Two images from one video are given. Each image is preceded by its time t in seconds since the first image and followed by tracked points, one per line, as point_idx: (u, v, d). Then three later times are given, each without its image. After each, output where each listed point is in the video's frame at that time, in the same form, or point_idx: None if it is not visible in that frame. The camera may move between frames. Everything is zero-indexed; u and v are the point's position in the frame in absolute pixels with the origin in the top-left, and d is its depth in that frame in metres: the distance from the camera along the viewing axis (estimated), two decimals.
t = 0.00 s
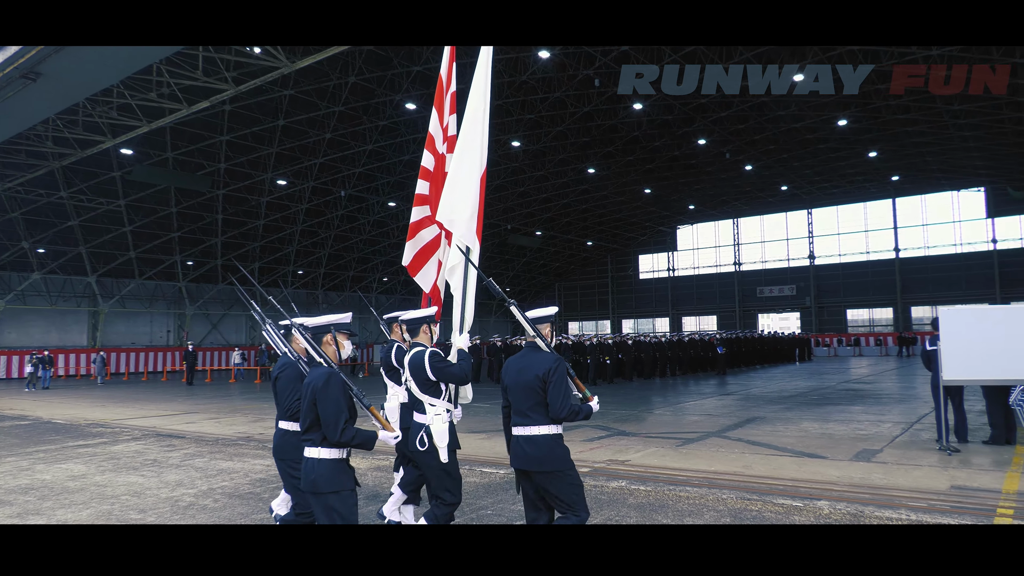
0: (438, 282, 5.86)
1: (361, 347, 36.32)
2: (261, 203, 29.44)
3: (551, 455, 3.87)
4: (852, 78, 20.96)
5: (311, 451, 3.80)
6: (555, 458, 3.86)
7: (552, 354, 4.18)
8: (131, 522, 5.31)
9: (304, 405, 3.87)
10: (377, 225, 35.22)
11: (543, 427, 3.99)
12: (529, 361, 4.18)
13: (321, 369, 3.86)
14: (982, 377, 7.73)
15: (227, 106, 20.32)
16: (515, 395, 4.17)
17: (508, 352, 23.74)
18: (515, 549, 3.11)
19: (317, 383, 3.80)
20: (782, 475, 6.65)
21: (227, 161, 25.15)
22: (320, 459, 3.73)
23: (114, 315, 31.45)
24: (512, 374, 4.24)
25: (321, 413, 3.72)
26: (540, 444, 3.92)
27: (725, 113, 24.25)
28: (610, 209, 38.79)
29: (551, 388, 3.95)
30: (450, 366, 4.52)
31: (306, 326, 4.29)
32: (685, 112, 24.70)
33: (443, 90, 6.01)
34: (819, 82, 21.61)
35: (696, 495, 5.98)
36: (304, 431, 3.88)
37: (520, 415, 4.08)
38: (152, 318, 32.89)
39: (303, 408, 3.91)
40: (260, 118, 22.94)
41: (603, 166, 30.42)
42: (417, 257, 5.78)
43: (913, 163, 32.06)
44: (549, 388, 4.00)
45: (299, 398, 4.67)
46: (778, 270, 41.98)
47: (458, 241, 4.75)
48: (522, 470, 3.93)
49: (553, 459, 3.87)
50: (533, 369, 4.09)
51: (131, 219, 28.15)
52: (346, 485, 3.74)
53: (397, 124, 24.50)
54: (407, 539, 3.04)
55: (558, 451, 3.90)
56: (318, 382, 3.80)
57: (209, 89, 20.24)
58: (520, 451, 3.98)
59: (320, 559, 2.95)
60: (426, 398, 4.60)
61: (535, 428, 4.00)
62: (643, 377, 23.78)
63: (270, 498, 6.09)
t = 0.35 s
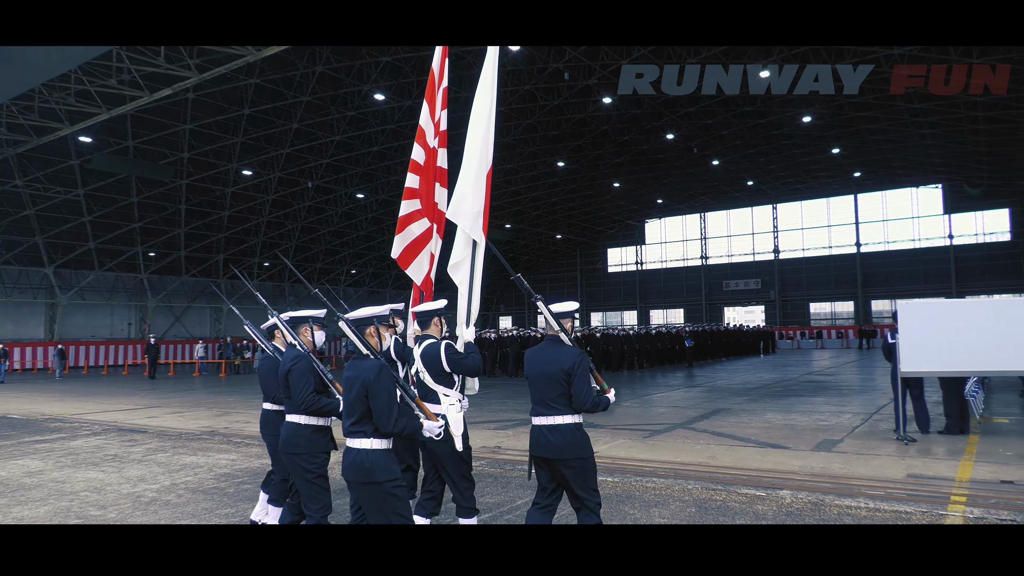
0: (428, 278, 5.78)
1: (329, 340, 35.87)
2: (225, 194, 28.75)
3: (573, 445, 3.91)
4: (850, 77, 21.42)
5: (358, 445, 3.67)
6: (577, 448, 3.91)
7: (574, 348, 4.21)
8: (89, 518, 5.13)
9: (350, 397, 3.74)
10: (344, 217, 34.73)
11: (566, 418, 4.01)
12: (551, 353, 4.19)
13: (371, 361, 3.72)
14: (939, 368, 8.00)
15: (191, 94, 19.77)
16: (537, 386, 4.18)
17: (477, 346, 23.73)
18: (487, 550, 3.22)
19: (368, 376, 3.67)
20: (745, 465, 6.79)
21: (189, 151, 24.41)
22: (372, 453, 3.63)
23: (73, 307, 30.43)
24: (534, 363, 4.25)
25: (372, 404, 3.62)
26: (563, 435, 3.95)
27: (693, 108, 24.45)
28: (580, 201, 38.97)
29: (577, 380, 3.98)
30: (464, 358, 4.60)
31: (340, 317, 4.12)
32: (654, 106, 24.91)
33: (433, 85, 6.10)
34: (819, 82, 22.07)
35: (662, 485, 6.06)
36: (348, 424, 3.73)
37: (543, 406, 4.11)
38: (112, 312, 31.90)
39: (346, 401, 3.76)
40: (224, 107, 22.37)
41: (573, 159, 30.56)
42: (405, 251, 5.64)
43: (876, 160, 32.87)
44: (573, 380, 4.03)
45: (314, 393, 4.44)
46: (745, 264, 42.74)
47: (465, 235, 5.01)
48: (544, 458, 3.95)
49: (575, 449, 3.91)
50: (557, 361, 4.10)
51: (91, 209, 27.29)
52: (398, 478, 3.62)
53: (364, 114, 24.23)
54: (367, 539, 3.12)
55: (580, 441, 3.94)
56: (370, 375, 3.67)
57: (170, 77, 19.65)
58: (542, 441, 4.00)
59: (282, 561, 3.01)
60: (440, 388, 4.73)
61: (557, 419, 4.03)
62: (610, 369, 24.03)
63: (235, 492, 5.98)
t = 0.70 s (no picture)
0: (422, 271, 5.76)
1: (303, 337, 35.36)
2: (183, 181, 28.06)
3: (596, 435, 4.16)
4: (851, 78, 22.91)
5: (402, 434, 3.92)
6: (599, 439, 4.17)
7: (595, 341, 4.43)
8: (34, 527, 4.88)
9: (397, 388, 3.94)
10: (311, 208, 34.21)
11: (588, 409, 4.25)
12: (572, 347, 4.40)
13: (420, 354, 3.96)
14: (922, 365, 8.05)
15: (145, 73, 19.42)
16: (555, 377, 4.36)
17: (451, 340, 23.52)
18: (490, 546, 3.37)
19: (419, 368, 3.91)
20: (726, 464, 6.73)
21: (146, 135, 23.88)
22: (417, 443, 3.89)
23: (17, 300, 29.60)
24: (552, 356, 4.42)
25: (423, 395, 3.87)
26: (582, 426, 4.19)
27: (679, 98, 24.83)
28: (558, 193, 38.89)
29: (602, 373, 4.24)
30: (478, 351, 4.69)
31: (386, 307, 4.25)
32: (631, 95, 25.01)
33: (432, 74, 6.12)
34: (819, 82, 23.58)
35: (642, 486, 5.97)
36: (394, 414, 3.96)
37: (564, 398, 4.29)
38: (61, 304, 31.16)
39: (391, 391, 3.97)
40: (184, 89, 22.04)
41: (550, 148, 30.64)
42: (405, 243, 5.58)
43: (859, 150, 33.27)
44: (596, 373, 4.29)
45: (335, 388, 4.38)
46: (726, 258, 43.02)
47: (472, 227, 4.97)
48: (565, 448, 4.19)
49: (596, 439, 4.16)
50: (580, 353, 4.33)
51: (38, 197, 26.41)
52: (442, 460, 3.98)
53: (332, 99, 23.99)
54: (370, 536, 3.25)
55: (601, 432, 4.20)
56: (420, 367, 3.91)
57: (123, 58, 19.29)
58: (564, 432, 4.20)
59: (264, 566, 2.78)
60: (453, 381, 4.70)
61: (579, 410, 4.25)
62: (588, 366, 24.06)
63: (193, 497, 5.77)
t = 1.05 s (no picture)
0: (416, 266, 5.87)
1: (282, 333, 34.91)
2: (138, 168, 27.69)
3: (609, 429, 4.29)
4: (850, 79, 24.38)
5: (443, 426, 3.90)
6: (612, 432, 4.30)
7: (605, 336, 4.53)
8: None
9: (435, 378, 3.93)
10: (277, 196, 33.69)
11: (600, 403, 4.36)
12: (583, 341, 4.49)
13: (459, 345, 3.97)
14: (922, 364, 7.95)
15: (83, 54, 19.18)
16: (567, 372, 4.49)
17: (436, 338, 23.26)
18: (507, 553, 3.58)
19: (459, 358, 3.91)
20: (716, 469, 6.59)
21: (97, 119, 23.69)
22: (458, 434, 3.87)
23: None
24: (564, 350, 4.55)
25: (463, 387, 3.87)
26: (595, 420, 4.30)
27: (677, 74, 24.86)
28: (544, 181, 38.71)
29: (613, 368, 4.34)
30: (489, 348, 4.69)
31: (426, 295, 4.21)
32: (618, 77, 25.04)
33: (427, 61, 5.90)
34: (820, 82, 25.05)
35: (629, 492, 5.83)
36: (430, 405, 3.95)
37: (576, 392, 4.44)
38: (6, 300, 30.56)
39: (429, 382, 3.96)
40: (138, 69, 21.61)
41: (532, 135, 30.57)
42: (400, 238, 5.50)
43: (857, 139, 33.38)
44: (608, 368, 4.39)
45: (352, 385, 4.48)
46: (718, 251, 42.97)
47: (475, 220, 4.77)
48: (578, 444, 4.31)
49: (609, 432, 4.29)
50: (590, 350, 4.43)
51: None
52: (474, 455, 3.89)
53: (298, 80, 23.60)
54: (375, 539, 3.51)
55: (614, 426, 4.32)
56: (460, 357, 3.92)
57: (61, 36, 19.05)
58: (576, 425, 4.33)
59: None
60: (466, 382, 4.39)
61: (592, 405, 4.36)
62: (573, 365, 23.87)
63: (151, 508, 5.60)
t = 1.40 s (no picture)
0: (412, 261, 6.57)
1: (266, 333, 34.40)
2: (102, 158, 27.33)
3: (632, 428, 4.50)
4: (852, 78, 25.30)
5: (485, 428, 4.00)
6: (635, 431, 4.52)
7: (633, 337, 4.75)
8: None
9: (480, 379, 4.03)
10: (250, 187, 33.34)
11: (625, 402, 4.59)
12: (610, 341, 4.72)
13: (503, 346, 4.09)
14: (928, 367, 7.84)
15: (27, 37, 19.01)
16: (593, 370, 4.72)
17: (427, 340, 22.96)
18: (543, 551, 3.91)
19: (503, 360, 4.04)
20: (713, 478, 6.45)
21: (57, 105, 23.42)
22: (500, 436, 3.98)
23: None
24: (591, 349, 4.76)
25: (508, 388, 4.01)
26: (620, 418, 4.53)
27: (681, 59, 24.93)
28: (537, 174, 38.49)
29: (640, 367, 4.59)
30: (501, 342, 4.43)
31: (472, 296, 4.17)
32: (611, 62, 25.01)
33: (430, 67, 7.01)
34: (821, 82, 26.02)
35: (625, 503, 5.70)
36: (473, 407, 4.05)
37: (601, 391, 4.65)
38: None
39: (472, 383, 4.06)
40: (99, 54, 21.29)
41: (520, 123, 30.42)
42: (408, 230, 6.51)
43: (863, 130, 33.43)
44: (635, 368, 4.64)
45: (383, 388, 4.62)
46: (718, 248, 42.83)
47: (488, 217, 5.89)
48: (602, 441, 4.54)
49: (632, 430, 4.52)
50: (620, 349, 4.67)
51: None
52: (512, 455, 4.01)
53: (270, 66, 23.32)
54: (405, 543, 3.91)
55: (637, 425, 4.55)
56: (504, 358, 4.04)
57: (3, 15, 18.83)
58: (601, 423, 4.56)
59: None
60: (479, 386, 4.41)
61: (618, 403, 4.59)
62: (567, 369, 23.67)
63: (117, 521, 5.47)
